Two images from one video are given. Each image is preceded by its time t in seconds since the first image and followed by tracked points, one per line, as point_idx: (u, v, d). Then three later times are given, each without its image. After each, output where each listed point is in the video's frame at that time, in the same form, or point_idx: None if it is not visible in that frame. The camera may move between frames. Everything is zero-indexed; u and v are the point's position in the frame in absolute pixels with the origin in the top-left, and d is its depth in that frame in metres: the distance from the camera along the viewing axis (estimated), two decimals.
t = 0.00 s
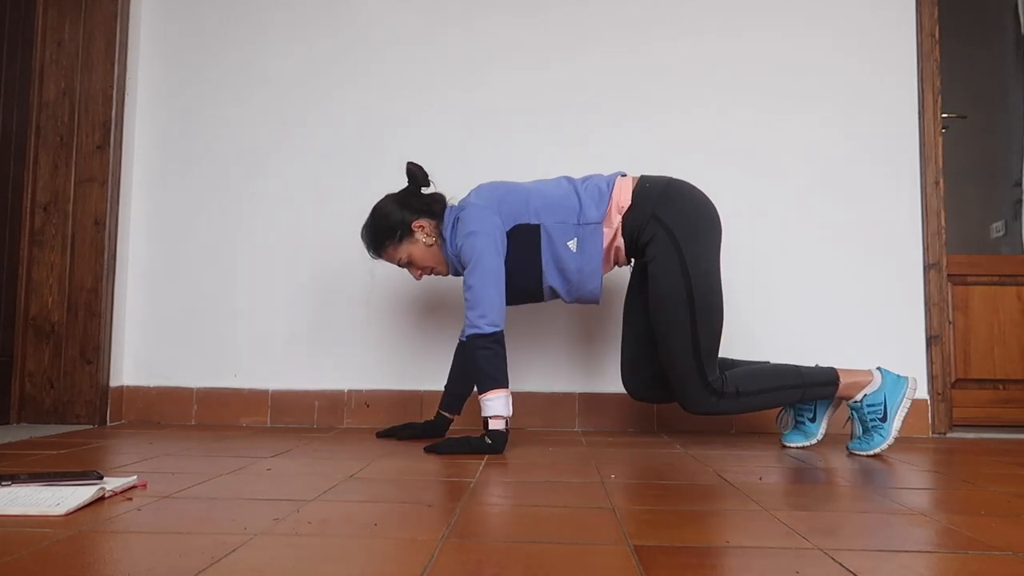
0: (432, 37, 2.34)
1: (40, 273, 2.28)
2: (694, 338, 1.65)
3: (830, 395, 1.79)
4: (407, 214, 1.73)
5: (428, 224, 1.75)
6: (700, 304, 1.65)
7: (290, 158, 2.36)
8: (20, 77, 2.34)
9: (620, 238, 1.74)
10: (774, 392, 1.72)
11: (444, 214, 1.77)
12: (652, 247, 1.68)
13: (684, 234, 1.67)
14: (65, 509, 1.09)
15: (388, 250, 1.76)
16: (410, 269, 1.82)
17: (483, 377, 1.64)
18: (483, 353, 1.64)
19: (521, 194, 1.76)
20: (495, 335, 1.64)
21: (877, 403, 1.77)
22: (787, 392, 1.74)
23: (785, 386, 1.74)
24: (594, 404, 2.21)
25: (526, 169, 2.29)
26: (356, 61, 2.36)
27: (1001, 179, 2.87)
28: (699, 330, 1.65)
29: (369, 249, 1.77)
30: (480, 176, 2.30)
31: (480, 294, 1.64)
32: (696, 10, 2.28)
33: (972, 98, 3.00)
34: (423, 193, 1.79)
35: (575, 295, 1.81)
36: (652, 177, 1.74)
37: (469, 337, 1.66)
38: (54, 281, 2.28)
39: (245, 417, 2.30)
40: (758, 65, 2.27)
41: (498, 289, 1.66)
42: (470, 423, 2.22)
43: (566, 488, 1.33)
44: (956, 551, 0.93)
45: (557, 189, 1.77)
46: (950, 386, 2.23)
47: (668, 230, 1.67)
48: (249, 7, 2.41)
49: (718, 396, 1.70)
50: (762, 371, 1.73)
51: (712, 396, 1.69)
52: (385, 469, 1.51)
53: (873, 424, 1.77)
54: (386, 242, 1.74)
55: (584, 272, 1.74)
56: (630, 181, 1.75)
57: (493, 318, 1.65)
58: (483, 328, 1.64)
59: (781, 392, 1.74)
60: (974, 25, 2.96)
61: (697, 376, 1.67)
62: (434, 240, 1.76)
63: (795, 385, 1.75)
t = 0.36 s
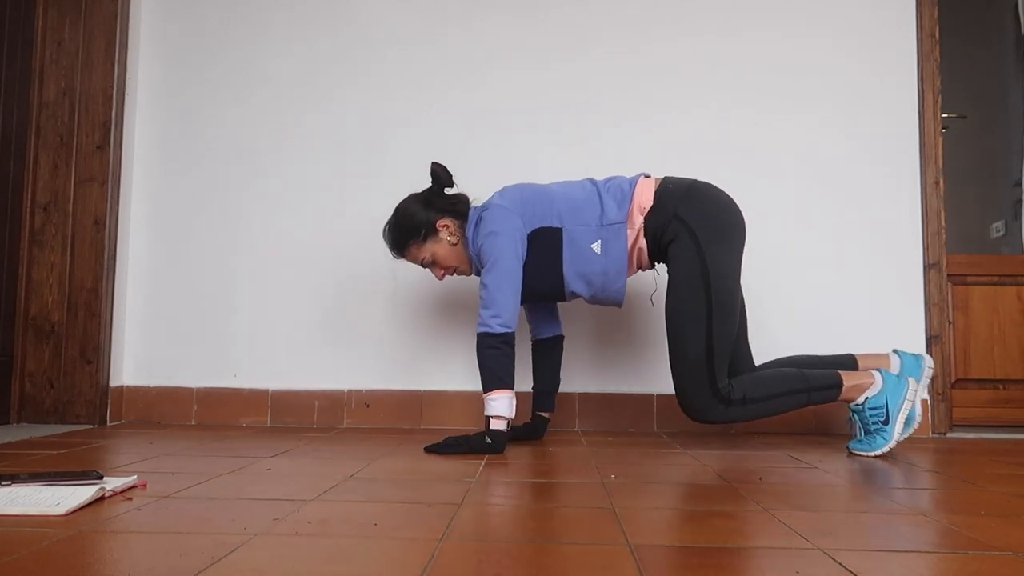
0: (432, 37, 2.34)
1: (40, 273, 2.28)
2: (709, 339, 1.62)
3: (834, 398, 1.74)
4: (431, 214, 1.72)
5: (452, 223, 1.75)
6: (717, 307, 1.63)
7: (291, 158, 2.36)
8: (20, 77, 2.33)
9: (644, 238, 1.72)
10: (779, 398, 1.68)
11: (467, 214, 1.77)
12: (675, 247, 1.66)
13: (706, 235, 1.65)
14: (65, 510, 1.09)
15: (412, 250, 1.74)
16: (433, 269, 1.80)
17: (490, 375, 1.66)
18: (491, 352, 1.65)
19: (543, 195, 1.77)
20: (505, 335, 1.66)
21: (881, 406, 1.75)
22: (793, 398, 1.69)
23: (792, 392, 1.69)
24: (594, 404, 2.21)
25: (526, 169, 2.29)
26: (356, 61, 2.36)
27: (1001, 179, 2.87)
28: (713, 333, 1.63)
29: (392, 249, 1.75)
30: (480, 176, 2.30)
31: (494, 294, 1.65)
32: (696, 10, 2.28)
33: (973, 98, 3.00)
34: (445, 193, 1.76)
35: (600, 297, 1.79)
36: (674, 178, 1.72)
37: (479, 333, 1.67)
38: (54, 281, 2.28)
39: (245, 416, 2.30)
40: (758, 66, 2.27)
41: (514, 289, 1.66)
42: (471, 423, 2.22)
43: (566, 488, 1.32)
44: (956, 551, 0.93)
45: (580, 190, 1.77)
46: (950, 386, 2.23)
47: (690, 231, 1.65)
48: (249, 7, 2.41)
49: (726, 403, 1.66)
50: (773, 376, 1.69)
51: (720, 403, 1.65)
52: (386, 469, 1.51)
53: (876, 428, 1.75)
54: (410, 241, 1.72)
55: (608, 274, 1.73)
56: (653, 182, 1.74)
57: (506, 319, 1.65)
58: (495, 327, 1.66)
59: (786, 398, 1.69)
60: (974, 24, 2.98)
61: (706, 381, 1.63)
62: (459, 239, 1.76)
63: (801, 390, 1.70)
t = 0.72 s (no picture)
0: (432, 37, 2.34)
1: (40, 273, 2.28)
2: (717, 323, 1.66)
3: (826, 386, 1.74)
4: (463, 216, 1.69)
5: (485, 224, 1.71)
6: (735, 292, 1.67)
7: (292, 158, 2.36)
8: (19, 76, 2.33)
9: (680, 235, 1.74)
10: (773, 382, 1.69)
11: (500, 215, 1.74)
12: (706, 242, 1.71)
13: (741, 227, 1.69)
14: (65, 509, 1.09)
15: (445, 252, 1.71)
16: (467, 270, 1.77)
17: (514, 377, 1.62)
18: (521, 355, 1.61)
19: (582, 195, 1.74)
20: (538, 340, 1.61)
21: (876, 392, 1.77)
22: (785, 381, 1.70)
23: (787, 376, 1.70)
24: (594, 404, 2.21)
25: (526, 169, 2.29)
26: (356, 61, 2.35)
27: (1001, 179, 2.87)
28: (725, 316, 1.66)
29: (425, 252, 1.72)
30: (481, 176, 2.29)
31: (530, 297, 1.62)
32: (696, 10, 2.28)
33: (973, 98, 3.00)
34: (477, 195, 1.74)
35: (633, 295, 1.80)
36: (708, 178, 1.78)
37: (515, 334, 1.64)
38: (54, 281, 2.28)
39: (245, 416, 2.30)
40: (758, 66, 2.27)
41: (552, 293, 1.63)
42: (470, 423, 2.22)
43: (568, 488, 1.32)
44: (956, 552, 0.93)
45: (617, 191, 1.75)
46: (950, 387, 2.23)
47: (726, 221, 1.69)
48: (249, 7, 2.40)
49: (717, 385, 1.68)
50: (770, 360, 1.71)
51: (710, 385, 1.67)
52: (387, 469, 1.51)
53: (873, 416, 1.77)
54: (445, 244, 1.69)
55: (645, 272, 1.74)
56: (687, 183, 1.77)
57: (540, 322, 1.62)
58: (529, 329, 1.62)
59: (779, 382, 1.70)
60: (974, 24, 2.97)
61: (704, 360, 1.66)
62: (491, 239, 1.72)
63: (793, 376, 1.70)
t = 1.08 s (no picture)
0: (432, 37, 2.34)
1: (40, 273, 2.28)
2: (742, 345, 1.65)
3: (869, 393, 1.73)
4: (460, 216, 1.68)
5: (482, 226, 1.71)
6: (750, 314, 1.65)
7: (292, 158, 2.36)
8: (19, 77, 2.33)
9: (679, 251, 1.74)
10: (810, 399, 1.68)
11: (497, 216, 1.73)
12: (710, 259, 1.70)
13: (743, 248, 1.68)
14: (65, 510, 1.09)
15: (442, 253, 1.71)
16: (463, 271, 1.77)
17: (546, 377, 1.59)
18: (549, 353, 1.58)
19: (585, 200, 1.72)
20: (562, 336, 1.59)
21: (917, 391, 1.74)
22: (823, 395, 1.69)
23: (824, 389, 1.69)
24: (595, 404, 2.21)
25: (526, 169, 2.29)
26: (356, 61, 2.35)
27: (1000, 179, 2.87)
28: (746, 338, 1.65)
29: (421, 250, 1.73)
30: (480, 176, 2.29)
31: (546, 295, 1.59)
32: (696, 9, 2.28)
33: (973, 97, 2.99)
34: (474, 195, 1.74)
35: (628, 305, 1.80)
36: (711, 192, 1.76)
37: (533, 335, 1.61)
38: (54, 281, 2.28)
39: (245, 416, 2.30)
40: (758, 67, 2.27)
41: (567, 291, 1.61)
42: (470, 423, 2.22)
43: (568, 488, 1.32)
44: (956, 552, 0.93)
45: (621, 199, 1.73)
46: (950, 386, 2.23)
47: (728, 244, 1.68)
48: (248, 7, 2.41)
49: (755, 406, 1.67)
50: (805, 377, 1.70)
51: (749, 407, 1.67)
52: (387, 469, 1.51)
53: (922, 420, 1.73)
54: (441, 244, 1.69)
55: (640, 285, 1.74)
56: (690, 196, 1.75)
57: (560, 318, 1.59)
58: (551, 328, 1.58)
59: (818, 397, 1.69)
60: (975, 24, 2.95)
61: (735, 385, 1.66)
62: (488, 240, 1.71)
63: (832, 388, 1.70)
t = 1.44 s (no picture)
0: (432, 37, 2.34)
1: (40, 273, 2.28)
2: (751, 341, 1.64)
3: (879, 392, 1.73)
4: (466, 212, 1.68)
5: (488, 221, 1.70)
6: (759, 310, 1.65)
7: (292, 158, 2.36)
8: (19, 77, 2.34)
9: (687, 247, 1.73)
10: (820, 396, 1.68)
11: (504, 211, 1.72)
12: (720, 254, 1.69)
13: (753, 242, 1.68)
14: (65, 509, 1.09)
15: (448, 248, 1.70)
16: (470, 266, 1.76)
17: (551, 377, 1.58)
18: (553, 352, 1.57)
19: (592, 196, 1.71)
20: (566, 335, 1.59)
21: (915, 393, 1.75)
22: (831, 394, 1.69)
23: (832, 387, 1.69)
24: (595, 404, 2.21)
25: (526, 169, 2.29)
26: (356, 61, 2.36)
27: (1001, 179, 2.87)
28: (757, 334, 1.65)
29: (429, 248, 1.73)
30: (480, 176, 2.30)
31: (551, 293, 1.59)
32: (696, 9, 2.28)
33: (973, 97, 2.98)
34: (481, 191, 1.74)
35: (635, 301, 1.79)
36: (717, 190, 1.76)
37: (539, 334, 1.60)
38: (54, 281, 2.28)
39: (245, 416, 2.30)
40: (758, 67, 2.27)
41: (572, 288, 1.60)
42: (469, 423, 2.22)
43: (568, 488, 1.32)
44: (955, 552, 0.93)
45: (627, 194, 1.73)
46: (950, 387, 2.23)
47: (738, 237, 1.68)
48: (249, 7, 2.41)
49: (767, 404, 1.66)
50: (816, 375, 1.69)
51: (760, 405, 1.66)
52: (387, 469, 1.51)
53: (929, 421, 1.72)
54: (446, 240, 1.68)
55: (648, 280, 1.73)
56: (697, 192, 1.75)
57: (563, 317, 1.58)
58: (554, 327, 1.58)
59: (827, 395, 1.69)
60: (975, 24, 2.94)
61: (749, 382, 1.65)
62: (494, 235, 1.70)
63: (841, 385, 1.70)
